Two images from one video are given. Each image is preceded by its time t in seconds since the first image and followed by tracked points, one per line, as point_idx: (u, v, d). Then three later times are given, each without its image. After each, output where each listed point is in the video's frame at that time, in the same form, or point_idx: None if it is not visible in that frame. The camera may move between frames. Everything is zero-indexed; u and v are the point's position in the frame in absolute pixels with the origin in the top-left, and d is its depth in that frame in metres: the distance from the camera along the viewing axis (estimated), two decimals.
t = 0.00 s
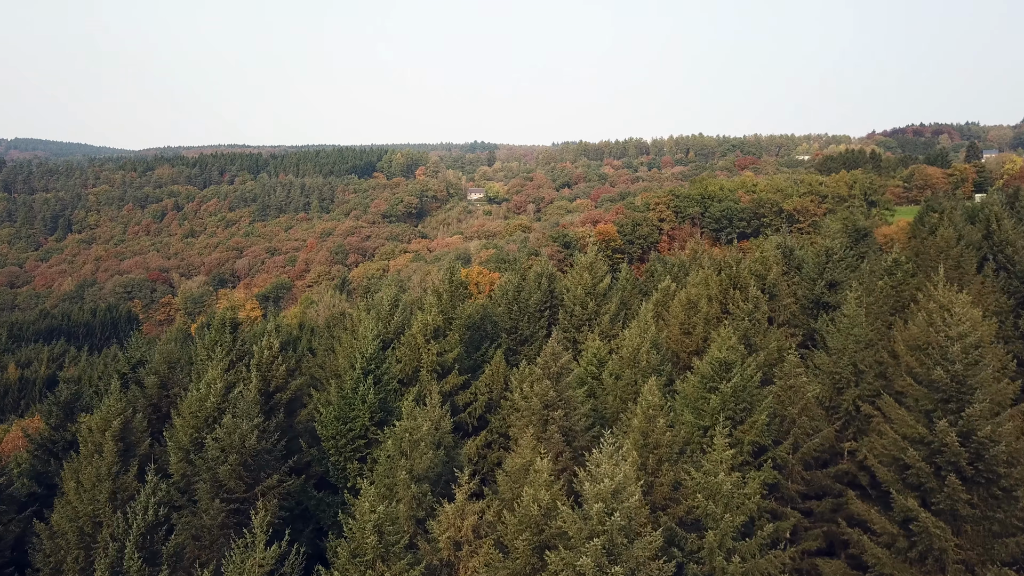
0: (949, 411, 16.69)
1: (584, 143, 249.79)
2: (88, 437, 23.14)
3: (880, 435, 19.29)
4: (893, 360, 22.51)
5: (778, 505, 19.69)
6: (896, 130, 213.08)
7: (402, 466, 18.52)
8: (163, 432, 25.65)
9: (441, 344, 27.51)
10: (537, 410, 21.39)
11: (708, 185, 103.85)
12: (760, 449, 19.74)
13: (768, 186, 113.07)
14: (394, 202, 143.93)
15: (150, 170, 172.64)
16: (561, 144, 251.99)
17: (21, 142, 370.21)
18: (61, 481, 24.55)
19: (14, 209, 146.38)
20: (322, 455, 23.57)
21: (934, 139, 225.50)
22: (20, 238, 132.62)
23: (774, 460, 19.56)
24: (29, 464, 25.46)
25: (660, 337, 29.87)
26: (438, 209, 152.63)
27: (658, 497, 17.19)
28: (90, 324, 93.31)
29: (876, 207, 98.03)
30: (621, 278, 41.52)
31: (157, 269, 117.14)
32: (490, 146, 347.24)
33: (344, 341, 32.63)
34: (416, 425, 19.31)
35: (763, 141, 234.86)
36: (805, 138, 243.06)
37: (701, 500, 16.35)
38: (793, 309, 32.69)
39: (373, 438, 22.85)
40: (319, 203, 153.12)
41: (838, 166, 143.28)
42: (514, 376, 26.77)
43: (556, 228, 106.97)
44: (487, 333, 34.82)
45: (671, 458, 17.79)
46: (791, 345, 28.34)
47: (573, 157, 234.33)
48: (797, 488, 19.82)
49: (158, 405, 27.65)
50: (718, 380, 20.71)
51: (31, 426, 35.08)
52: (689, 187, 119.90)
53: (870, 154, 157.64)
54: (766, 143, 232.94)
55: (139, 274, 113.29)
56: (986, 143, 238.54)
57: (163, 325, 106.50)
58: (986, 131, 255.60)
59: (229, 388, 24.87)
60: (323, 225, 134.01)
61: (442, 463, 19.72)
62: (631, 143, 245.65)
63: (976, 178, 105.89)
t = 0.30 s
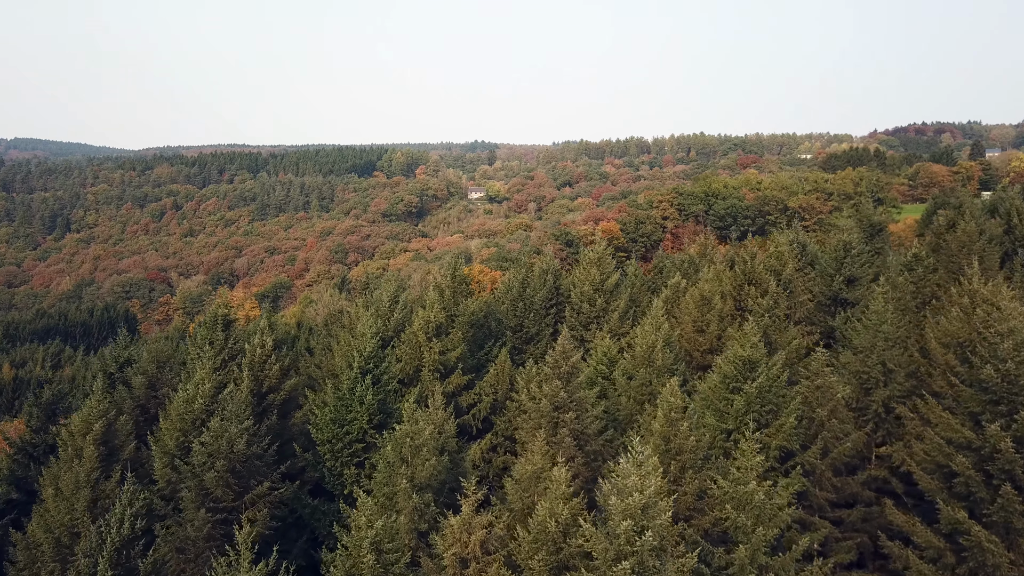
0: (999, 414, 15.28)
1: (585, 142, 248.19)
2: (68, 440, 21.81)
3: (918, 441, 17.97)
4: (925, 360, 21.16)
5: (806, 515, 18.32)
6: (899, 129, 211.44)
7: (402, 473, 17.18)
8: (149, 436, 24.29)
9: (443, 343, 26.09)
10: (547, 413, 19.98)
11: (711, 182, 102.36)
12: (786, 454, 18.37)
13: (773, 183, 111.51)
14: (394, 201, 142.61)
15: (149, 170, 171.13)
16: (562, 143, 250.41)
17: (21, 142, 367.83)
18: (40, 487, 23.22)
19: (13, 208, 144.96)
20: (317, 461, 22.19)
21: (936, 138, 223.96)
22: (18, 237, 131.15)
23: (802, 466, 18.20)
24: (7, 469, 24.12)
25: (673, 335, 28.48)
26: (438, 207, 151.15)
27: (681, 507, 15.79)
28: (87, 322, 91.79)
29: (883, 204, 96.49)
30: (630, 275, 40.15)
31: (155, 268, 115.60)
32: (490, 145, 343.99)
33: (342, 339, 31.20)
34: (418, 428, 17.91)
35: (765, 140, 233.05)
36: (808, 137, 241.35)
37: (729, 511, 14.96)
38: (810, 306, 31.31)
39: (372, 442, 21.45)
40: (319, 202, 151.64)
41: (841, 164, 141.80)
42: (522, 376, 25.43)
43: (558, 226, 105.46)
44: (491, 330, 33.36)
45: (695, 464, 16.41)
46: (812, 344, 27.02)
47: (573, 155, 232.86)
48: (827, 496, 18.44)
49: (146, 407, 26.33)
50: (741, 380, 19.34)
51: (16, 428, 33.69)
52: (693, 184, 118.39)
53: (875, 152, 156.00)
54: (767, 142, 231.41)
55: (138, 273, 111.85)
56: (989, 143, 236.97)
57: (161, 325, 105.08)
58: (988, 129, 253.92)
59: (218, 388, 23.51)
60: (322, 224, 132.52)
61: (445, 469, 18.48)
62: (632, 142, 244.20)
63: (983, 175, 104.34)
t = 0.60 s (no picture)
0: None
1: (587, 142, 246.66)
2: (45, 443, 20.51)
3: (960, 448, 16.67)
4: (960, 360, 19.85)
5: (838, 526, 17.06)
6: (901, 128, 209.87)
7: (403, 483, 15.88)
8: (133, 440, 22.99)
9: (446, 340, 24.75)
10: (559, 417, 18.67)
11: (714, 181, 100.86)
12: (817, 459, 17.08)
13: (778, 181, 109.96)
14: (395, 200, 141.14)
15: (148, 169, 169.52)
16: (563, 143, 248.83)
17: (21, 142, 366.59)
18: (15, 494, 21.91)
19: (10, 207, 143.49)
20: (312, 467, 20.88)
21: (940, 137, 222.75)
22: (16, 237, 129.61)
23: (833, 474, 16.94)
24: None
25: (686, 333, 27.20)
26: (439, 206, 149.75)
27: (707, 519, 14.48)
28: (84, 322, 90.34)
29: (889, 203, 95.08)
30: (639, 272, 38.80)
31: (154, 268, 114.04)
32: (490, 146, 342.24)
33: (340, 337, 29.89)
34: (422, 433, 16.60)
35: (767, 139, 231.39)
36: (810, 137, 239.73)
37: (764, 523, 13.66)
38: (829, 304, 29.97)
39: (370, 447, 20.12)
40: (318, 201, 150.26)
41: (846, 162, 140.25)
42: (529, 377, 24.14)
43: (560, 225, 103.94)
44: (495, 329, 32.00)
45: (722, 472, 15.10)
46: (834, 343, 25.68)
47: (575, 155, 231.23)
48: (861, 506, 17.14)
49: (133, 410, 24.96)
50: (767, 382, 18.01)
51: None
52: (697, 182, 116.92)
53: (879, 150, 154.40)
54: (769, 141, 229.77)
55: (136, 273, 110.37)
56: (991, 143, 235.40)
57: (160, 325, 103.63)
58: (990, 129, 252.30)
59: (207, 390, 22.15)
60: (321, 223, 131.12)
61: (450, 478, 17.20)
62: (633, 141, 242.57)
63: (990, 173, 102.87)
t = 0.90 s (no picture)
0: None
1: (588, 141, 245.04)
2: (19, 448, 19.15)
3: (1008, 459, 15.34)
4: (1001, 360, 18.47)
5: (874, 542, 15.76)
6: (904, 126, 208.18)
7: (403, 498, 14.57)
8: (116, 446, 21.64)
9: (449, 340, 23.32)
10: (572, 421, 17.31)
11: (719, 179, 99.31)
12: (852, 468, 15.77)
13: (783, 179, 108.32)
14: (395, 199, 139.50)
15: (147, 168, 167.82)
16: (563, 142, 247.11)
17: (21, 142, 365.41)
18: None
19: (8, 206, 142.01)
20: (306, 477, 19.52)
21: (943, 136, 221.18)
22: (13, 237, 128.01)
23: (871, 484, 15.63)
24: None
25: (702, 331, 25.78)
26: (439, 206, 148.22)
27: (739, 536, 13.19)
28: (81, 321, 88.30)
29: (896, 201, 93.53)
30: (648, 270, 37.36)
31: (152, 268, 112.57)
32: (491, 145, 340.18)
33: (338, 336, 28.46)
34: (425, 443, 15.25)
35: (769, 139, 229.74)
36: (812, 135, 237.97)
37: (801, 545, 12.39)
38: (849, 302, 28.54)
39: (368, 454, 18.80)
40: (318, 200, 148.78)
41: (850, 161, 138.61)
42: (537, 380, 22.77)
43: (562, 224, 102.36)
44: (500, 328, 30.56)
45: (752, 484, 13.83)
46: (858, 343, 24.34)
47: (576, 154, 229.58)
48: (899, 519, 15.82)
49: (117, 414, 23.64)
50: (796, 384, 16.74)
51: None
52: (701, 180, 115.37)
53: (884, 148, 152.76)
54: (771, 140, 228.19)
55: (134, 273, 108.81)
56: (993, 142, 233.20)
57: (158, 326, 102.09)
58: (993, 128, 250.28)
59: (194, 392, 20.80)
60: (321, 223, 129.50)
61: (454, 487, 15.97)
62: (635, 140, 240.82)
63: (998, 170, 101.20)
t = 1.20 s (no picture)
0: None
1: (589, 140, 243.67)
2: None
3: None
4: None
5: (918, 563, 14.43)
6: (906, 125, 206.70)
7: (404, 518, 13.28)
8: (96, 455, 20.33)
9: (452, 341, 21.95)
10: (587, 430, 15.96)
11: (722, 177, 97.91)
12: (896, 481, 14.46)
13: (787, 177, 106.93)
14: (395, 198, 138.09)
15: (145, 168, 166.30)
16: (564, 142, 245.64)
17: (20, 142, 364.91)
18: None
19: (6, 206, 140.65)
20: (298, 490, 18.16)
21: (946, 136, 219.93)
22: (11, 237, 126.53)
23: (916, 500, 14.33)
24: None
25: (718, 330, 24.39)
26: (439, 205, 146.81)
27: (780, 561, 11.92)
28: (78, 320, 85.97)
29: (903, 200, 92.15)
30: (658, 266, 35.98)
31: (150, 267, 111.24)
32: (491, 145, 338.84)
33: (335, 336, 27.05)
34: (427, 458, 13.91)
35: (770, 139, 228.47)
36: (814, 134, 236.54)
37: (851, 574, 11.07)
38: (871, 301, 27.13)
39: (365, 465, 17.43)
40: (317, 199, 147.37)
41: (854, 159, 137.13)
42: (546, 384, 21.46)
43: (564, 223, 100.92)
44: (505, 328, 29.20)
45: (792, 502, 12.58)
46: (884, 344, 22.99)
47: (577, 154, 228.16)
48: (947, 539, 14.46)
49: (100, 420, 22.34)
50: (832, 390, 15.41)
51: None
52: (704, 178, 114.01)
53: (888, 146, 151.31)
54: (773, 140, 226.98)
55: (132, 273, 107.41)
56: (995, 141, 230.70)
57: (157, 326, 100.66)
58: (995, 128, 248.53)
59: (179, 398, 19.46)
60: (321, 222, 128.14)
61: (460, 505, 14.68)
62: (635, 140, 239.35)
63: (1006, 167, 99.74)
